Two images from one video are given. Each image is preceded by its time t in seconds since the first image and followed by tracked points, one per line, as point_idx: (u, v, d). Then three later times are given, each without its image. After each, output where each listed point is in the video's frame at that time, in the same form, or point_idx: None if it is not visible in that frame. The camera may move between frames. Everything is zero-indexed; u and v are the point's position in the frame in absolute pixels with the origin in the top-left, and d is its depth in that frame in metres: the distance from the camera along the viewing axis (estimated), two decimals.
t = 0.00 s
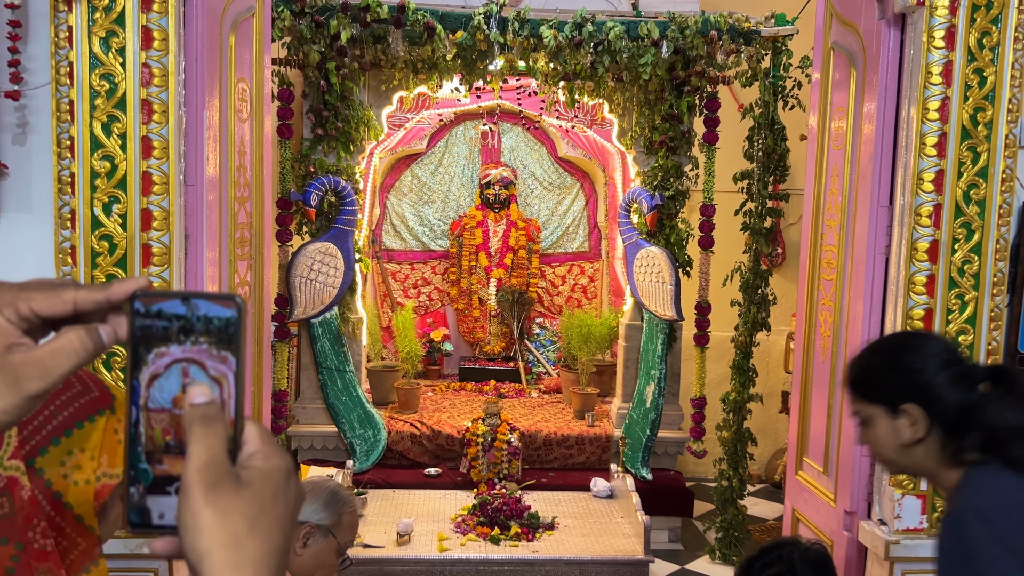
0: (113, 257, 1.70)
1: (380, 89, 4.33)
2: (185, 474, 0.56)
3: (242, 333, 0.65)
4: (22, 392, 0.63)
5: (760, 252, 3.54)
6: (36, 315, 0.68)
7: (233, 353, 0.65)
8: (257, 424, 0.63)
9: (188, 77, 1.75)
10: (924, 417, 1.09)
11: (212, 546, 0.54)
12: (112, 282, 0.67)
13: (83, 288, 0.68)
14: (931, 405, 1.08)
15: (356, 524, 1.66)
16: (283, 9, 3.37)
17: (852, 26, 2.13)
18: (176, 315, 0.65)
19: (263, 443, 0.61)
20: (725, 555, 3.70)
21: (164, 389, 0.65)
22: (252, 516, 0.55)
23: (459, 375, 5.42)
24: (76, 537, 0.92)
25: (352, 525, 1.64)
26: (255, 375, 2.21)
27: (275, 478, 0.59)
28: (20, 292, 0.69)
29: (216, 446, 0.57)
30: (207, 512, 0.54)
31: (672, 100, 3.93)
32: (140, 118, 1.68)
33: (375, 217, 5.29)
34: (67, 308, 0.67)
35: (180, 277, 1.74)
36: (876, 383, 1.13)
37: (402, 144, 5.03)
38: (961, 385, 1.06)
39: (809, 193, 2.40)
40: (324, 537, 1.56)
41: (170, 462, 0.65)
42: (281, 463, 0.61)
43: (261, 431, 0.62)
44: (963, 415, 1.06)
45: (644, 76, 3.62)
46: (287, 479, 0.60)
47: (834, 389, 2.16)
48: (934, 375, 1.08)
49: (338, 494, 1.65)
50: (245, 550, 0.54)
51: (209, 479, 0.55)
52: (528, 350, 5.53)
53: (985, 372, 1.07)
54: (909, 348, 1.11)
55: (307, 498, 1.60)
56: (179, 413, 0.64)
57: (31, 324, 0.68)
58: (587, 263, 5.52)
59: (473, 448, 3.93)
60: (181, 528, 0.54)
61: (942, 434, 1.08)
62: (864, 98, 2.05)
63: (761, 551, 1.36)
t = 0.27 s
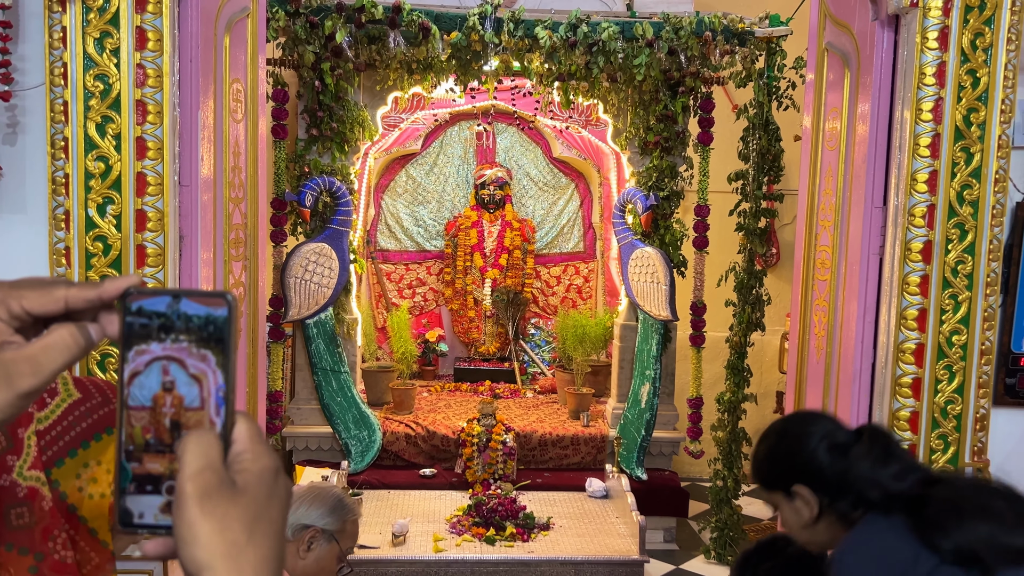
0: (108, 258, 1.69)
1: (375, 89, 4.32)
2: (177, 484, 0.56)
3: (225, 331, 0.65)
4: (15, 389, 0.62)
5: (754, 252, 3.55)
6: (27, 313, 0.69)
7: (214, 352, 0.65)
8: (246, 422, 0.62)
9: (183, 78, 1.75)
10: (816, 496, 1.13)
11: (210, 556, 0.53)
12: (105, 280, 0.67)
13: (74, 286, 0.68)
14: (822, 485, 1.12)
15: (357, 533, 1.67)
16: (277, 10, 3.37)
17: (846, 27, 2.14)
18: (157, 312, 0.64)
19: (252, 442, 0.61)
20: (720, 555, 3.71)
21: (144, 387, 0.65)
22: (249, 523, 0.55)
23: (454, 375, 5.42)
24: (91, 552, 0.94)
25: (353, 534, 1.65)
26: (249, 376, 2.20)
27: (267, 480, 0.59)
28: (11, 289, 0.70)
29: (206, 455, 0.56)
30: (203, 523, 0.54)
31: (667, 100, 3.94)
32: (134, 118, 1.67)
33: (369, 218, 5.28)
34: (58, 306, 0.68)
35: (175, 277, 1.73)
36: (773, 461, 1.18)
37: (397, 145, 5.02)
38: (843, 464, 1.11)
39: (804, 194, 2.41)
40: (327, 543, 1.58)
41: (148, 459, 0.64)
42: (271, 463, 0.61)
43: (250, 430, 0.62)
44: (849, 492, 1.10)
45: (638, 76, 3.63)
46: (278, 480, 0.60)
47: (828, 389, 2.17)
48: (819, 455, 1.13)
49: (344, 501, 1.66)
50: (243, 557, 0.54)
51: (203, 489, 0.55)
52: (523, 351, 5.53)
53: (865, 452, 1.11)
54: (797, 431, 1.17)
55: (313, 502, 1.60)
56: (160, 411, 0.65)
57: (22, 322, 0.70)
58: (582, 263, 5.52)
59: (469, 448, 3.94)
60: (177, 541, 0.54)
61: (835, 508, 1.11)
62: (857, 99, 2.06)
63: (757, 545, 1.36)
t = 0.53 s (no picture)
0: (102, 260, 1.69)
1: (370, 91, 4.32)
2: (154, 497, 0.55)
3: (201, 329, 0.64)
4: None
5: (749, 254, 3.56)
6: (6, 310, 0.69)
7: (188, 350, 0.64)
8: (223, 424, 0.63)
9: (177, 80, 1.75)
10: (761, 555, 1.03)
11: (200, 565, 0.53)
12: (86, 280, 0.68)
13: (55, 286, 0.68)
14: (761, 543, 1.03)
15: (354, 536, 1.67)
16: (272, 11, 3.37)
17: (839, 29, 2.15)
18: (133, 309, 0.64)
19: (229, 445, 0.61)
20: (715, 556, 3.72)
21: (119, 384, 0.65)
22: (235, 526, 0.55)
23: (449, 376, 5.41)
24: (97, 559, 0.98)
25: (351, 537, 1.65)
26: (244, 378, 2.20)
27: (246, 482, 0.59)
28: None
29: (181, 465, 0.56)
30: (188, 532, 0.53)
31: (662, 101, 3.94)
32: (128, 121, 1.67)
33: (365, 219, 5.28)
34: (38, 305, 0.68)
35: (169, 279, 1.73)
36: (719, 525, 1.09)
37: (393, 146, 5.01)
38: (778, 518, 1.01)
39: (798, 195, 2.42)
40: (327, 545, 1.59)
41: (123, 457, 0.64)
42: (249, 465, 0.61)
43: (228, 432, 0.62)
44: (783, 545, 1.00)
45: (633, 78, 3.64)
46: (257, 480, 0.60)
47: (822, 390, 2.17)
48: (756, 512, 1.04)
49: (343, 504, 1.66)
50: (233, 562, 0.54)
51: (183, 499, 0.54)
52: (518, 352, 5.52)
53: (796, 504, 1.01)
54: (736, 489, 1.08)
55: (312, 505, 1.59)
56: (134, 408, 0.64)
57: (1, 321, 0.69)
58: (578, 264, 5.52)
59: (464, 450, 3.94)
60: (162, 554, 0.53)
61: (778, 568, 1.01)
62: (851, 101, 2.07)
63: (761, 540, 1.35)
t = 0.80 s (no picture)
0: (96, 261, 1.69)
1: (366, 92, 4.31)
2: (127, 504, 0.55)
3: (181, 317, 0.63)
4: None
5: (744, 254, 3.57)
6: None
7: (164, 337, 0.63)
8: (201, 419, 0.63)
9: (171, 81, 1.75)
10: (730, 562, 1.04)
11: (186, 563, 0.54)
12: (60, 274, 0.67)
13: (31, 280, 0.68)
14: (730, 550, 1.04)
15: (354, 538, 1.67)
16: (267, 13, 3.37)
17: (833, 31, 2.16)
18: (110, 297, 0.63)
19: (206, 440, 0.62)
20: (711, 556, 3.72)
21: (93, 373, 0.63)
22: (215, 523, 0.56)
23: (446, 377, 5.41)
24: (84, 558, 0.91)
25: (352, 539, 1.65)
26: (238, 378, 2.20)
27: (224, 479, 0.59)
28: None
29: (150, 469, 0.56)
30: (169, 533, 0.54)
31: (657, 103, 3.94)
32: (122, 122, 1.67)
33: (362, 220, 5.28)
34: (14, 299, 0.68)
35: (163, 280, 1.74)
36: (691, 531, 1.10)
37: (390, 146, 5.00)
38: (746, 526, 1.02)
39: (792, 196, 2.42)
40: (326, 549, 1.59)
41: (97, 448, 0.62)
42: (226, 461, 0.61)
43: (206, 428, 0.63)
44: (751, 554, 1.01)
45: (628, 79, 3.64)
46: (235, 476, 0.60)
47: (816, 391, 2.18)
48: (727, 517, 1.05)
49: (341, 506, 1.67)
50: (218, 557, 0.55)
51: (158, 502, 0.55)
52: (515, 353, 5.48)
53: (765, 511, 1.01)
54: (708, 495, 1.09)
55: (310, 510, 1.59)
56: (109, 398, 0.63)
57: None
58: (575, 265, 5.53)
59: (461, 450, 3.94)
60: (144, 558, 0.54)
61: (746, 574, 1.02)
62: (845, 102, 2.07)
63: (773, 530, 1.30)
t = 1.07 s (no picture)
0: (92, 262, 1.69)
1: (365, 93, 4.31)
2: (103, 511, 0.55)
3: (162, 314, 0.64)
4: None
5: (742, 255, 3.57)
6: None
7: (145, 332, 0.64)
8: (182, 416, 0.63)
9: (167, 82, 1.75)
10: (710, 563, 1.08)
11: (168, 561, 0.54)
12: (44, 273, 0.70)
13: (15, 278, 0.71)
14: (711, 552, 1.07)
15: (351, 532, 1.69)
16: (265, 14, 3.38)
17: (830, 32, 2.16)
18: (92, 294, 0.64)
19: (188, 437, 0.62)
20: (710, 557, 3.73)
21: (75, 367, 0.64)
22: (195, 519, 0.56)
23: (445, 378, 5.41)
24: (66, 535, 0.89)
25: (350, 534, 1.67)
26: (236, 379, 2.21)
27: (204, 474, 0.59)
28: None
29: (122, 474, 0.56)
30: (147, 534, 0.53)
31: (655, 104, 3.93)
32: (119, 123, 1.67)
33: (361, 221, 5.28)
34: None
35: (160, 281, 1.74)
36: (674, 530, 1.13)
37: (388, 148, 5.01)
38: (727, 528, 1.05)
39: (789, 197, 2.42)
40: (327, 550, 1.60)
41: (78, 442, 0.63)
42: (207, 457, 0.61)
43: (187, 425, 0.63)
44: (731, 557, 1.05)
45: (626, 80, 3.65)
46: (217, 471, 0.60)
47: (812, 391, 2.18)
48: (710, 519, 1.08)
49: (335, 506, 1.67)
50: (200, 552, 0.55)
51: (134, 505, 0.54)
52: (515, 353, 5.50)
53: (745, 513, 1.05)
54: (691, 496, 1.11)
55: (306, 514, 1.59)
56: (91, 391, 0.64)
57: None
58: (573, 266, 5.54)
59: (459, 451, 3.94)
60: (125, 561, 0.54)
61: None
62: (841, 103, 2.07)
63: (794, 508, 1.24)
